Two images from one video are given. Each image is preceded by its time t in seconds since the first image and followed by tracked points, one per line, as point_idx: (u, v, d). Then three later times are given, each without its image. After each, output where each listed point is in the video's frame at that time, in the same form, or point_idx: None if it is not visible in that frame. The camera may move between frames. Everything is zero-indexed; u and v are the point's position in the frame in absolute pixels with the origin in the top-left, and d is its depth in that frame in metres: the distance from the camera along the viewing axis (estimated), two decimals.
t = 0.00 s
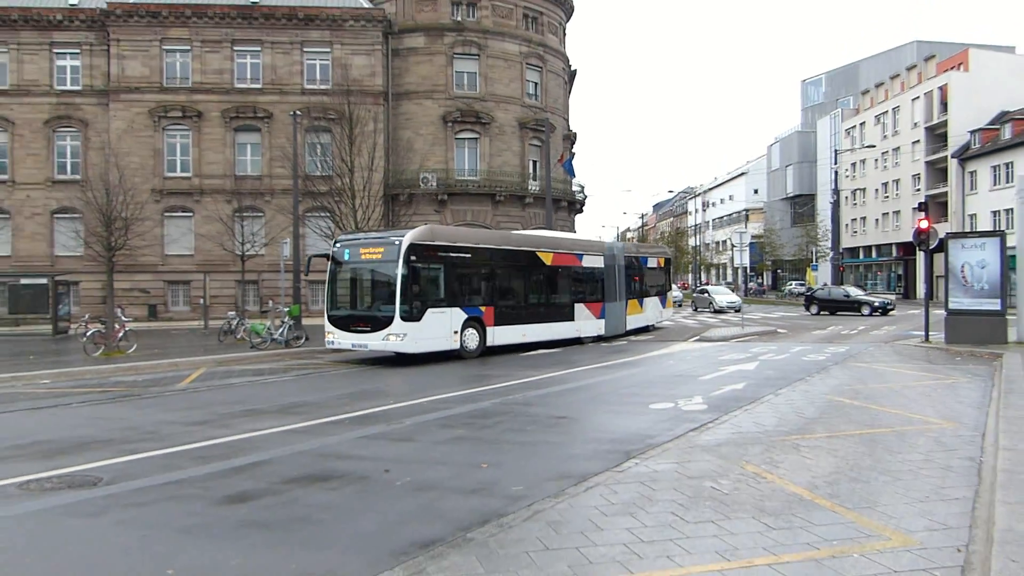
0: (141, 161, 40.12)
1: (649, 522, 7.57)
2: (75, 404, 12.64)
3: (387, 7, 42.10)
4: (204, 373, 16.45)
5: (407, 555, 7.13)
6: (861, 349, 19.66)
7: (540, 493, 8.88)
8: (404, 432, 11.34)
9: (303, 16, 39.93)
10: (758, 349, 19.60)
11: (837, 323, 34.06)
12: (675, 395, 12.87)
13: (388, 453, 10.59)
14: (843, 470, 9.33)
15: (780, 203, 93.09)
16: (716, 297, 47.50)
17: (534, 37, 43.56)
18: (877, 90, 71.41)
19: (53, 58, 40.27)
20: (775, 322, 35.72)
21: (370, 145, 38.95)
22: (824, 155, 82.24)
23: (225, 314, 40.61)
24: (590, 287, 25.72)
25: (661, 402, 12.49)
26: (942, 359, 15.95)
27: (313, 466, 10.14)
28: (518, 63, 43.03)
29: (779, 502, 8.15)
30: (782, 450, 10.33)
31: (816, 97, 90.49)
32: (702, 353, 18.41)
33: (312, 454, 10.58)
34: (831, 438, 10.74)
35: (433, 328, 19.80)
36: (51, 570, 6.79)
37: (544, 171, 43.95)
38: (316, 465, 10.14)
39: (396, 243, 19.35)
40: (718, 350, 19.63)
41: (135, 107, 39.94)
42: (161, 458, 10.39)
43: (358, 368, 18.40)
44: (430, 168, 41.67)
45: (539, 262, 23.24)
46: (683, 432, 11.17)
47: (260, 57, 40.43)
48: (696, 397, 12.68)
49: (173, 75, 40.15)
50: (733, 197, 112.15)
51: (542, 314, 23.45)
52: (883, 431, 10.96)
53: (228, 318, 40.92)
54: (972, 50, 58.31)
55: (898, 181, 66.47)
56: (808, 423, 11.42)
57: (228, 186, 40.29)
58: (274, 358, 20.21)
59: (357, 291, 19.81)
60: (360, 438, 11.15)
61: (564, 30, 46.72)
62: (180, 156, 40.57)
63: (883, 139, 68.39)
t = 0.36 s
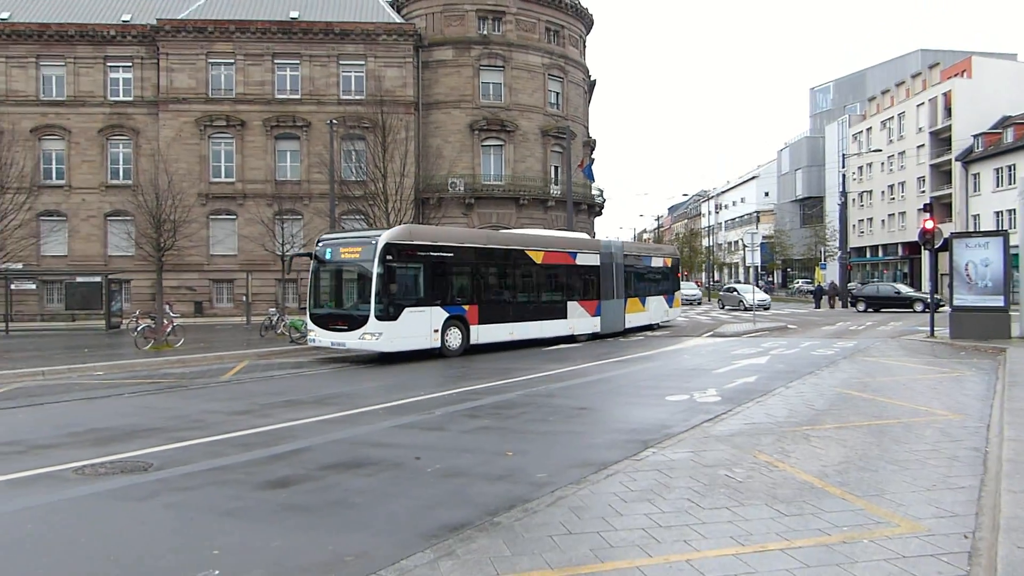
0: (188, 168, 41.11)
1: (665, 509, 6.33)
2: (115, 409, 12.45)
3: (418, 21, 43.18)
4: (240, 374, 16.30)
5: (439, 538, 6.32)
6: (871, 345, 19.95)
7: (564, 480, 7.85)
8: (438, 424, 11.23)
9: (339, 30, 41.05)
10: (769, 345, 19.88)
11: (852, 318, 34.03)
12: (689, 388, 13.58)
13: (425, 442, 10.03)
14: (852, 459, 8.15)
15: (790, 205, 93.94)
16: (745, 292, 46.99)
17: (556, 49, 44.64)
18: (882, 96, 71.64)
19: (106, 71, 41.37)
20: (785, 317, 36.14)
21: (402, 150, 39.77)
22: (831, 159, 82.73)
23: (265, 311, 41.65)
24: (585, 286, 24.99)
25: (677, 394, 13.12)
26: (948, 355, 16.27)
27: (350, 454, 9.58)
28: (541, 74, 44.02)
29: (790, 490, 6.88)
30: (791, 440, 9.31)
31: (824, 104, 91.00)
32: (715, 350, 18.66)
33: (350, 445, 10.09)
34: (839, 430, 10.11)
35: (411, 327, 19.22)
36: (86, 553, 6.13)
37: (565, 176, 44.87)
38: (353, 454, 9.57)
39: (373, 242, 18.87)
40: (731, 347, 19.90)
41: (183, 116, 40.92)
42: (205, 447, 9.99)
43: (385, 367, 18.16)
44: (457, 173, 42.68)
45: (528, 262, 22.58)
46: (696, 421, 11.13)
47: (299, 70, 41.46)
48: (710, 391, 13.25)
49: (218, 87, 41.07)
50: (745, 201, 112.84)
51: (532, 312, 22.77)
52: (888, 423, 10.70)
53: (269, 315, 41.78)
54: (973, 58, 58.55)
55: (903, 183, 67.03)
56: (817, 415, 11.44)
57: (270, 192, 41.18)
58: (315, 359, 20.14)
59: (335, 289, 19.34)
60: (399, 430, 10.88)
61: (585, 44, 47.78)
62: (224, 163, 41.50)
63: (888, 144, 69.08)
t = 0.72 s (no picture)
0: (207, 171, 41.40)
1: (684, 511, 6.31)
2: (134, 408, 12.60)
3: (435, 24, 43.33)
4: (258, 376, 16.43)
5: (457, 539, 6.33)
6: (891, 346, 19.78)
7: (582, 482, 7.84)
8: (453, 425, 11.29)
9: (356, 33, 41.25)
10: (787, 347, 19.75)
11: (871, 320, 33.77)
12: (709, 389, 13.53)
13: (443, 445, 10.02)
14: (873, 462, 8.09)
15: (808, 206, 93.38)
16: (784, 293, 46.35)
17: (573, 50, 44.62)
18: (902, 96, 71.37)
19: (127, 74, 41.73)
20: (803, 319, 35.95)
21: (419, 152, 39.87)
22: (851, 159, 82.23)
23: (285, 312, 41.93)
24: (574, 288, 23.83)
25: (695, 395, 13.09)
26: (969, 357, 16.18)
27: (367, 455, 9.62)
28: (557, 76, 44.00)
29: (811, 492, 6.84)
30: (811, 442, 9.28)
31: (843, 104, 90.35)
32: (732, 352, 18.56)
33: (368, 445, 10.15)
34: (860, 433, 10.05)
35: (375, 331, 18.29)
36: (109, 552, 6.19)
37: (582, 177, 44.86)
38: (371, 455, 9.62)
39: (333, 243, 17.92)
40: (749, 347, 19.80)
41: (202, 119, 41.26)
42: (224, 448, 10.07)
43: (401, 368, 18.23)
44: (474, 175, 42.74)
45: (508, 262, 21.49)
46: (714, 423, 11.06)
47: (317, 72, 41.63)
48: (727, 393, 13.20)
49: (237, 90, 41.38)
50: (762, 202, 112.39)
51: (514, 316, 21.74)
52: (909, 426, 10.64)
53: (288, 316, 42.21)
54: (996, 57, 58.00)
55: (924, 184, 66.48)
56: (837, 417, 11.34)
57: (288, 193, 41.41)
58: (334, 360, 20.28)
59: (296, 292, 18.47)
60: (416, 432, 10.94)
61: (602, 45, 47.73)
62: (243, 165, 41.78)
63: (908, 144, 68.51)
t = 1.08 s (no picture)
0: (228, 175, 41.72)
1: (705, 516, 6.26)
2: (158, 412, 12.70)
3: (453, 28, 43.48)
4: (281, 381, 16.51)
5: (478, 543, 6.32)
6: (915, 349, 19.55)
7: (603, 485, 7.80)
8: (473, 429, 11.28)
9: (376, 37, 41.49)
10: (809, 349, 19.59)
11: (895, 323, 33.44)
12: (731, 393, 13.44)
13: (463, 448, 10.01)
14: (899, 467, 7.99)
15: (829, 207, 92.75)
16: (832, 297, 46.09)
17: (591, 53, 44.60)
18: (924, 96, 70.77)
19: (149, 80, 42.15)
20: (826, 321, 35.68)
21: (438, 156, 40.02)
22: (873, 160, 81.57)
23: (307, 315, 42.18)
24: (562, 291, 22.87)
25: (716, 399, 13.00)
26: (996, 360, 15.96)
27: (388, 458, 9.63)
28: (576, 78, 43.97)
29: (834, 497, 6.77)
30: (834, 446, 9.19)
31: (865, 104, 89.56)
32: (754, 355, 18.43)
33: (389, 448, 10.16)
34: (884, 436, 9.93)
35: (339, 338, 17.33)
36: (135, 553, 6.24)
37: (601, 179, 44.83)
38: (391, 458, 9.63)
39: (292, 243, 16.98)
40: (771, 350, 19.66)
41: (223, 124, 41.61)
42: (244, 451, 10.11)
43: (423, 372, 18.26)
44: (492, 178, 42.82)
45: (488, 264, 20.56)
46: (736, 427, 10.98)
47: (336, 77, 41.85)
48: (749, 396, 13.10)
49: (258, 95, 41.68)
50: (783, 203, 111.78)
51: (495, 320, 20.79)
52: (935, 429, 10.51)
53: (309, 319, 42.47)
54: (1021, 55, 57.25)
55: (948, 184, 65.79)
56: (861, 421, 11.21)
57: (308, 198, 41.68)
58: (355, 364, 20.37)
59: (257, 296, 17.54)
60: (437, 435, 10.94)
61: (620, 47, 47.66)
62: (264, 169, 42.07)
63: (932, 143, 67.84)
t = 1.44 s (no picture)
0: (255, 179, 42.10)
1: (735, 518, 6.20)
2: (189, 414, 12.83)
3: (477, 31, 43.61)
4: (309, 384, 16.61)
5: (506, 544, 6.32)
6: (948, 352, 19.22)
7: (630, 488, 7.75)
8: (500, 431, 11.28)
9: (400, 41, 41.64)
10: (839, 351, 19.34)
11: (927, 324, 32.94)
12: (760, 395, 13.33)
13: (491, 451, 10.00)
14: (932, 470, 7.86)
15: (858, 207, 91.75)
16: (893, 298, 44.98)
17: (615, 54, 44.53)
18: (954, 94, 69.88)
19: (177, 87, 42.66)
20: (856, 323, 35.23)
21: (463, 159, 40.19)
22: (903, 159, 80.55)
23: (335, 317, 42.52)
24: (555, 294, 21.82)
25: (744, 401, 12.89)
26: None
27: (416, 460, 9.65)
28: (600, 80, 43.90)
29: (866, 501, 6.68)
30: (866, 449, 9.05)
31: (894, 102, 88.49)
32: (782, 357, 18.23)
33: (416, 450, 10.18)
34: (917, 439, 9.77)
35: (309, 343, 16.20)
36: (168, 553, 6.31)
37: (626, 181, 44.73)
38: (419, 459, 9.65)
39: (258, 244, 15.82)
40: (800, 352, 19.43)
41: (249, 129, 41.95)
42: (273, 453, 10.18)
43: (447, 374, 18.27)
44: (516, 181, 42.86)
45: (473, 264, 19.48)
46: (763, 429, 10.87)
47: (361, 81, 42.13)
48: (778, 399, 12.97)
49: (284, 100, 42.07)
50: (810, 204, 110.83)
51: (482, 325, 19.73)
52: (969, 432, 10.33)
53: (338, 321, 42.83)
54: None
55: (981, 182, 64.79)
56: (892, 424, 11.04)
57: (334, 201, 41.98)
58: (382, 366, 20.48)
59: (222, 299, 16.37)
60: (464, 437, 10.95)
61: (644, 48, 47.54)
62: (290, 173, 42.41)
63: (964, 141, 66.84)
